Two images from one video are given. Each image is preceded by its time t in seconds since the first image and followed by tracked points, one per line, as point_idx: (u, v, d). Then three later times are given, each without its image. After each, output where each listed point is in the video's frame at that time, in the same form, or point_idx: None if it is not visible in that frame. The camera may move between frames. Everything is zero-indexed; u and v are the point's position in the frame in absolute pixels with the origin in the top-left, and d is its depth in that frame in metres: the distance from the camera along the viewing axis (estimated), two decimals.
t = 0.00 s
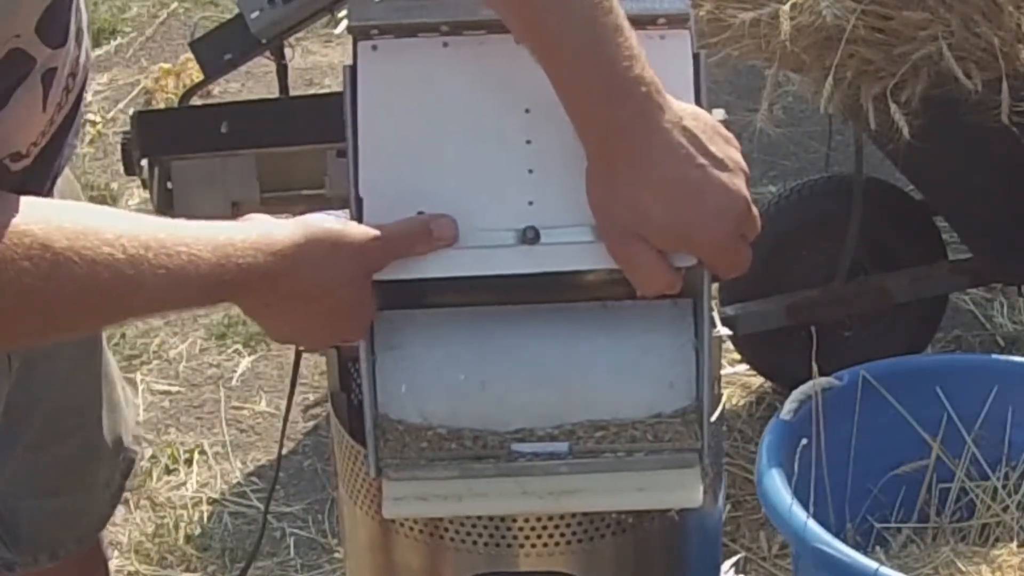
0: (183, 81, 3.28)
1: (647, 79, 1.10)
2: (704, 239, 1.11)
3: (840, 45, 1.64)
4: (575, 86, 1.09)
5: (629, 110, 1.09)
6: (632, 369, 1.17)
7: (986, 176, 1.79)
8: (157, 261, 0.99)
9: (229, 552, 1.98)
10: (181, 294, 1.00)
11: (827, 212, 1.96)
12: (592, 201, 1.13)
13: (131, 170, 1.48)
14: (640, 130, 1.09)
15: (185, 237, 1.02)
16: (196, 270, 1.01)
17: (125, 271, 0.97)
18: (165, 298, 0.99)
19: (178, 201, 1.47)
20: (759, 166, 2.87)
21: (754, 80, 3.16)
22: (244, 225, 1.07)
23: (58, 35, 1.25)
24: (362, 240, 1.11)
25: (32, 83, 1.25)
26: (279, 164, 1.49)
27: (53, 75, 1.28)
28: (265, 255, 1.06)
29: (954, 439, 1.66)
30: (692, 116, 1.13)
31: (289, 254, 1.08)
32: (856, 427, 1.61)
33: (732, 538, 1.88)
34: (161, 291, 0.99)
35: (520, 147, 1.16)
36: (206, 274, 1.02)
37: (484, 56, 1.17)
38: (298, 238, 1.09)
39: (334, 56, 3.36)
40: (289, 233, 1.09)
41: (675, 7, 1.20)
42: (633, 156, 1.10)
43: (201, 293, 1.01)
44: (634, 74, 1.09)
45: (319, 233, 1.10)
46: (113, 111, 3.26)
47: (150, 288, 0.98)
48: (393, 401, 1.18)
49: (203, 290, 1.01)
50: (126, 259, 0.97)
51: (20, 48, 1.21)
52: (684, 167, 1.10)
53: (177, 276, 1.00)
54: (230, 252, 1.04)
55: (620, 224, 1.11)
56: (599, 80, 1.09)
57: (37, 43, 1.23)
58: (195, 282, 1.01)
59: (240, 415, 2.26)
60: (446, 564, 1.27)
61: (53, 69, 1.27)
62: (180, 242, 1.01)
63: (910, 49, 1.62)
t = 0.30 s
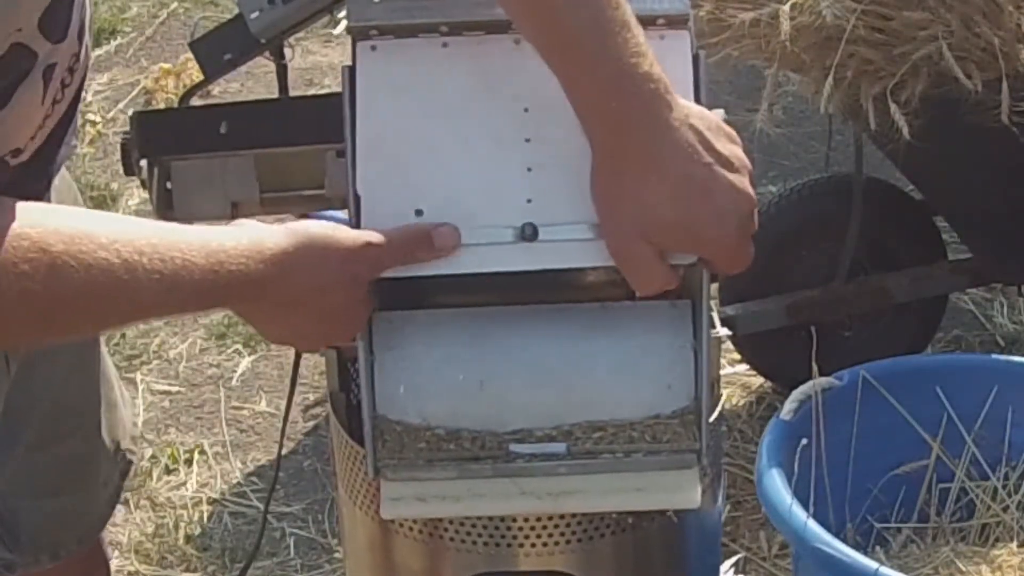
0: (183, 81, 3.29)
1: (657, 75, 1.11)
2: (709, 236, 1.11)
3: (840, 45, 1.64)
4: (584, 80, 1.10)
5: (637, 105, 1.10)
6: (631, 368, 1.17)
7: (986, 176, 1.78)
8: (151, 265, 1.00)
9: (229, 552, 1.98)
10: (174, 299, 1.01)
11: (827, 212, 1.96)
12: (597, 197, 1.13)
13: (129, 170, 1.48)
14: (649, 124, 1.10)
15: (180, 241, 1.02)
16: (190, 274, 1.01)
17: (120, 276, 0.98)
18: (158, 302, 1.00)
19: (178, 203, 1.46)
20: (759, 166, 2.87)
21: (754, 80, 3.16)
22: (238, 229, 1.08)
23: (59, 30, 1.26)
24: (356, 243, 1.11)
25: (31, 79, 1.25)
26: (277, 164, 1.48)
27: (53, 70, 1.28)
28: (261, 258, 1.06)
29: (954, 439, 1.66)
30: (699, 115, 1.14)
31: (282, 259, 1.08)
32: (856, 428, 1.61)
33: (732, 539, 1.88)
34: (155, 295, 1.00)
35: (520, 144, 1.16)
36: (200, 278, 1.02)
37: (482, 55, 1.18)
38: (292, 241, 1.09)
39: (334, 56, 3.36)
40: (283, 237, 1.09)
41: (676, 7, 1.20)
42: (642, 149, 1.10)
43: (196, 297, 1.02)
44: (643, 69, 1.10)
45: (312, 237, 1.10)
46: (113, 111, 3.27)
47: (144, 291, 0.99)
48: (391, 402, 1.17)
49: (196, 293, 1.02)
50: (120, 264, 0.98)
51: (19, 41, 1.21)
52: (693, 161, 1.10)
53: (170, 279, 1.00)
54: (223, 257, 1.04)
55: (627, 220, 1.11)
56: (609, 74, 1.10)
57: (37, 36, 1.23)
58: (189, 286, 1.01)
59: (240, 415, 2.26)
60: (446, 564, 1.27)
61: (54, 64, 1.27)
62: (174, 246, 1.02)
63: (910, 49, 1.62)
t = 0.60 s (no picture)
0: (183, 81, 3.29)
1: (669, 73, 1.12)
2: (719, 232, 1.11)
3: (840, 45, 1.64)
4: (594, 71, 1.11)
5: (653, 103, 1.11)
6: (631, 368, 1.16)
7: (986, 176, 1.78)
8: (152, 285, 0.98)
9: (229, 551, 1.98)
10: (170, 321, 0.99)
11: (827, 212, 1.95)
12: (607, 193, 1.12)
13: (130, 169, 1.48)
14: (659, 116, 1.10)
15: (185, 261, 1.00)
16: (192, 299, 1.00)
17: (118, 293, 0.96)
18: (153, 323, 0.98)
19: (177, 202, 1.46)
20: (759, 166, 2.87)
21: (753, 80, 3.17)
22: (243, 249, 1.06)
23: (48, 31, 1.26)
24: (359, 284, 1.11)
25: (18, 79, 1.25)
26: (277, 164, 1.48)
27: (42, 71, 1.28)
28: (266, 285, 1.05)
29: (954, 439, 1.66)
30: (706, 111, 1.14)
31: (286, 289, 1.06)
32: (856, 428, 1.61)
33: (732, 538, 1.88)
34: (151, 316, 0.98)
35: (518, 140, 1.16)
36: (202, 304, 1.00)
37: (478, 54, 1.18)
38: (299, 273, 1.07)
39: (334, 56, 3.36)
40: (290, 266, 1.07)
41: (675, 3, 1.20)
42: (651, 141, 1.11)
43: (193, 322, 1.00)
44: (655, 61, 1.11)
45: (319, 270, 1.09)
46: (113, 111, 3.26)
47: (140, 312, 0.97)
48: (391, 401, 1.17)
49: (195, 319, 1.00)
50: (120, 282, 0.96)
51: (6, 41, 1.22)
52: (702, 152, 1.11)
53: (171, 301, 0.98)
54: (229, 282, 1.02)
55: (639, 213, 1.11)
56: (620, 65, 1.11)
57: (25, 36, 1.23)
58: (189, 311, 1.00)
59: (240, 415, 2.26)
60: (446, 564, 1.27)
61: (42, 64, 1.27)
62: (178, 267, 1.00)
63: (910, 49, 1.62)
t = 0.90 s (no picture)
0: (183, 81, 3.29)
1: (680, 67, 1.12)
2: (726, 232, 1.12)
3: (840, 45, 1.64)
4: (600, 65, 1.10)
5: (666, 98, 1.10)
6: (631, 369, 1.16)
7: (986, 176, 1.78)
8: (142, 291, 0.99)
9: (229, 551, 1.98)
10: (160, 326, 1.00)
11: (827, 213, 1.96)
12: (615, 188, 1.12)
13: (131, 169, 1.46)
14: (665, 112, 1.10)
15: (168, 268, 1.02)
16: (181, 306, 1.01)
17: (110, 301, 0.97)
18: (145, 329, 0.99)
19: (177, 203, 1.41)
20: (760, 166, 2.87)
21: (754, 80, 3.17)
22: (218, 261, 1.08)
23: (37, 32, 1.26)
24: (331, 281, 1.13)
25: (9, 82, 1.26)
26: (278, 165, 1.41)
27: (31, 72, 1.28)
28: (245, 290, 1.07)
29: (954, 439, 1.66)
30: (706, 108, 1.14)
31: (263, 293, 1.08)
32: (856, 428, 1.61)
33: (732, 538, 1.88)
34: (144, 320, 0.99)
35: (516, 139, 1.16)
36: (190, 309, 1.02)
37: (474, 54, 1.19)
38: (272, 281, 1.09)
39: (334, 56, 3.36)
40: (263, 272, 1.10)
41: (674, 4, 1.20)
42: (659, 136, 1.10)
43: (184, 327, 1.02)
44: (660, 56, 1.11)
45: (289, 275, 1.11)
46: (113, 111, 3.26)
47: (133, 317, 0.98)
48: (390, 401, 1.16)
49: (186, 323, 1.02)
50: (111, 289, 0.97)
51: None
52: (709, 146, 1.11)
53: (161, 309, 1.00)
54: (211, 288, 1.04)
55: (649, 209, 1.11)
56: (625, 61, 1.10)
57: (14, 39, 1.24)
58: (179, 316, 1.01)
59: (240, 415, 2.26)
60: (446, 564, 1.27)
61: (31, 65, 1.28)
62: (164, 274, 1.01)
63: (910, 49, 1.62)
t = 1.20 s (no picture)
0: (183, 81, 3.29)
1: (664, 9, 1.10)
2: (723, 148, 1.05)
3: (840, 44, 1.64)
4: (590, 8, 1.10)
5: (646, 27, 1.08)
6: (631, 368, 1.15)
7: (986, 176, 1.79)
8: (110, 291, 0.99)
9: (229, 552, 1.98)
10: (137, 324, 1.00)
11: (827, 212, 1.95)
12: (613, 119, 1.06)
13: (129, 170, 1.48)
14: (643, 36, 1.08)
15: (141, 268, 1.02)
16: (146, 305, 1.00)
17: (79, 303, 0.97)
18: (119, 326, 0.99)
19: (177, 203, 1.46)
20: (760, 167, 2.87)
21: (753, 80, 3.18)
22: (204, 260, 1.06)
23: (27, 26, 1.27)
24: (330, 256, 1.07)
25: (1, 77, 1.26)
26: (278, 165, 1.46)
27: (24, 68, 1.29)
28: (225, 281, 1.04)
29: (954, 439, 1.66)
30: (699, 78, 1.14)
31: (247, 281, 1.05)
32: (856, 427, 1.61)
33: (732, 538, 1.88)
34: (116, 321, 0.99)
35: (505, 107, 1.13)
36: (162, 304, 1.01)
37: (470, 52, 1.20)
38: (255, 268, 1.06)
39: (334, 56, 3.36)
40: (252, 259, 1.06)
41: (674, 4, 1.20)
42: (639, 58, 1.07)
43: (160, 322, 1.01)
44: (661, 2, 1.10)
45: (283, 258, 1.07)
46: (113, 111, 3.26)
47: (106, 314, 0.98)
48: (390, 401, 1.16)
49: (161, 318, 1.01)
50: (71, 289, 0.97)
51: None
52: (717, 65, 1.08)
53: (126, 309, 0.99)
54: (186, 282, 1.03)
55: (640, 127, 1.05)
56: None
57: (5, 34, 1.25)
58: (153, 314, 1.00)
59: (240, 415, 2.26)
60: (445, 563, 1.27)
61: (23, 61, 1.28)
62: (131, 274, 1.00)
63: (910, 49, 1.62)
